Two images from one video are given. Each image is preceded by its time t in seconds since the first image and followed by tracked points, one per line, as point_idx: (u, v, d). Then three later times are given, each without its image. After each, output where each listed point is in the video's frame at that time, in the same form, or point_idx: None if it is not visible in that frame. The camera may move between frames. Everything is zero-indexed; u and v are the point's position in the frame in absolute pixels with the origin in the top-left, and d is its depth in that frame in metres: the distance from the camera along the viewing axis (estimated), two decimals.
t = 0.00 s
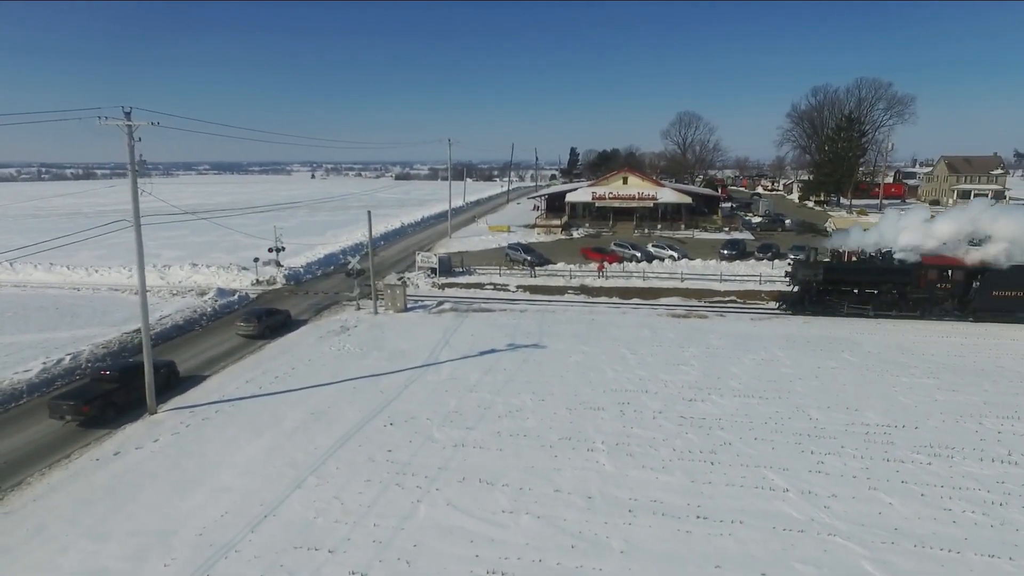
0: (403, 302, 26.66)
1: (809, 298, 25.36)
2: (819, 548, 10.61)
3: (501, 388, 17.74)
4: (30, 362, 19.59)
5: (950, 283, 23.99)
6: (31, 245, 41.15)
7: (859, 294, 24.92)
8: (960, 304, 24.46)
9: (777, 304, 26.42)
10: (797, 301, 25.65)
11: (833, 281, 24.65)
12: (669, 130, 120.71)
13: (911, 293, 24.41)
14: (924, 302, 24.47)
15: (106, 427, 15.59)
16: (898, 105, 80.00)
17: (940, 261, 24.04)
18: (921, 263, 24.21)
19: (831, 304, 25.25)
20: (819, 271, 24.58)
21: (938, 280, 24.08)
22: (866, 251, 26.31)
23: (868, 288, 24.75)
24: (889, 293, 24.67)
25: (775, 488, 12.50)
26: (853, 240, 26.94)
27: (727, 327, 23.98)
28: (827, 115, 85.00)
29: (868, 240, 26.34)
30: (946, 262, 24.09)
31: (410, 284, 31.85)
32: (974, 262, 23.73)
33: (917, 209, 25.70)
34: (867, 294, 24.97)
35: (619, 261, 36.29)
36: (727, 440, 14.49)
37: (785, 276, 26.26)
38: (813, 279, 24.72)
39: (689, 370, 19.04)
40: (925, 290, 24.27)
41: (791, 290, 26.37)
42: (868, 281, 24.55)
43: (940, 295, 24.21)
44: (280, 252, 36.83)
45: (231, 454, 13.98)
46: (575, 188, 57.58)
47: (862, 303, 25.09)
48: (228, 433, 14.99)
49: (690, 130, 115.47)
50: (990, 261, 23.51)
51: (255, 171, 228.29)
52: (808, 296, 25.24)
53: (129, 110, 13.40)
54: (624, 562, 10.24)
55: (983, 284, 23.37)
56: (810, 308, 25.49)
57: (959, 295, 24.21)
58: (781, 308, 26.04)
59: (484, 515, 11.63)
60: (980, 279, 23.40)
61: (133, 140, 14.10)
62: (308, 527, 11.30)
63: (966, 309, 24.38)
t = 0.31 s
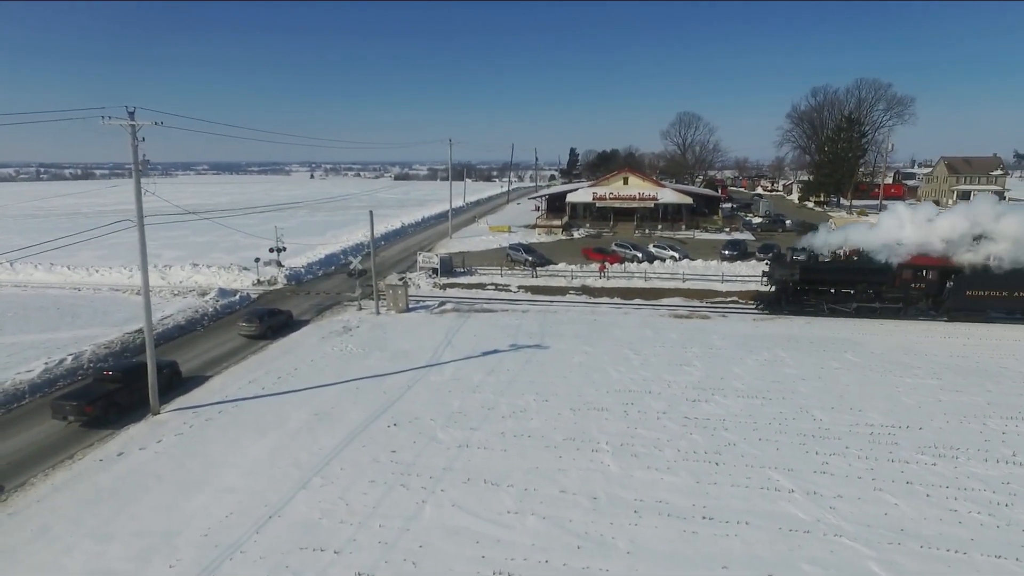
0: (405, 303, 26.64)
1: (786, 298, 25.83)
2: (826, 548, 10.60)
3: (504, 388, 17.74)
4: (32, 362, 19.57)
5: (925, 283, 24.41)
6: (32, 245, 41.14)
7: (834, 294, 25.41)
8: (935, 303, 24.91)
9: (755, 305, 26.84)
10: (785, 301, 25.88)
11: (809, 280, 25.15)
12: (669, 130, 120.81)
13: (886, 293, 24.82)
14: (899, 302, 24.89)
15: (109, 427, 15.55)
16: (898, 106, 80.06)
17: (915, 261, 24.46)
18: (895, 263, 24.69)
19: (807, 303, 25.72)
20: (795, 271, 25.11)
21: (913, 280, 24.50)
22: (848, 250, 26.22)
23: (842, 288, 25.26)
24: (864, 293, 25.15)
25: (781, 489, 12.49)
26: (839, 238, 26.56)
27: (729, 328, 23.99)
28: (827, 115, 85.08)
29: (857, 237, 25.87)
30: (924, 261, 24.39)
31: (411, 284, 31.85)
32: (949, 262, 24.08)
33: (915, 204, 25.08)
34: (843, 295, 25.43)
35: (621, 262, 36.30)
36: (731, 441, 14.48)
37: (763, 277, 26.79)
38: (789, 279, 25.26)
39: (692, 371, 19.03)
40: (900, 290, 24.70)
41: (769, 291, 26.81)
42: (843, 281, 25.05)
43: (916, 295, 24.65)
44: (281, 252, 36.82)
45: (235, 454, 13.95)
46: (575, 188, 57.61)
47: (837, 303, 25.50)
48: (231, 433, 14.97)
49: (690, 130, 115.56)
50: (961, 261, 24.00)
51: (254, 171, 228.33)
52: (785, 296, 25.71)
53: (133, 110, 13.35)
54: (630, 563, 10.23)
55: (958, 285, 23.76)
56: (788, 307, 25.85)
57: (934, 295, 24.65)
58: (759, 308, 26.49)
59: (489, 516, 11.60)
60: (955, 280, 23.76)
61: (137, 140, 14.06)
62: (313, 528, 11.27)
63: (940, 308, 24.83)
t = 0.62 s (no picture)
0: (407, 303, 26.62)
1: (767, 298, 25.92)
2: (831, 548, 10.60)
3: (506, 389, 17.72)
4: (34, 362, 19.55)
5: (903, 283, 24.64)
6: (33, 245, 41.16)
7: (815, 295, 25.45)
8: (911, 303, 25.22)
9: (737, 305, 27.06)
10: (773, 302, 25.88)
11: (789, 280, 25.27)
12: (669, 131, 120.83)
13: (865, 293, 24.89)
14: (878, 302, 25.03)
15: (112, 428, 15.53)
16: (898, 106, 80.13)
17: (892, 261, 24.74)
18: (873, 263, 24.89)
19: (788, 304, 25.75)
20: (775, 270, 25.35)
21: (891, 280, 24.67)
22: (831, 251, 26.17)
23: (823, 288, 25.27)
24: (843, 294, 25.19)
25: (785, 489, 12.48)
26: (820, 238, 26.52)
27: (731, 328, 23.98)
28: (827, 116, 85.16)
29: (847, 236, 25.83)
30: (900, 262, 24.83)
31: (412, 285, 31.83)
32: (924, 262, 24.64)
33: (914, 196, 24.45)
34: (823, 295, 25.48)
35: (622, 262, 36.29)
36: (735, 442, 14.47)
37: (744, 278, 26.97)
38: (769, 278, 25.41)
39: (694, 371, 19.02)
40: (879, 290, 24.83)
41: (751, 291, 26.92)
42: (822, 281, 25.05)
43: (893, 295, 24.85)
44: (282, 253, 36.82)
45: (238, 455, 13.93)
46: (576, 189, 57.62)
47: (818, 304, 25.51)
48: (234, 434, 14.94)
49: (690, 131, 115.64)
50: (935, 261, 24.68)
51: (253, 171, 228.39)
52: (766, 296, 25.80)
53: (136, 109, 13.34)
54: (635, 563, 10.23)
55: (933, 285, 24.06)
56: (769, 307, 25.95)
57: (911, 295, 24.93)
58: (741, 308, 26.62)
59: (493, 516, 11.59)
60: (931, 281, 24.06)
61: (140, 139, 14.05)
62: (317, 528, 11.26)
63: (917, 308, 25.10)
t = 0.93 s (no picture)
0: (409, 304, 26.60)
1: (747, 297, 26.29)
2: (837, 549, 10.60)
3: (509, 390, 17.71)
4: (37, 363, 19.55)
5: (881, 283, 24.82)
6: (35, 245, 41.21)
7: (792, 293, 25.82)
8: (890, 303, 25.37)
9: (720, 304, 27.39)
10: (755, 301, 26.26)
11: (769, 280, 25.55)
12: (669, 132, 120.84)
13: (842, 292, 25.21)
14: (855, 301, 25.35)
15: (115, 429, 15.51)
16: (898, 107, 80.22)
17: (872, 261, 24.71)
18: (854, 263, 24.84)
19: (766, 303, 26.16)
20: (755, 270, 25.59)
21: (869, 281, 24.84)
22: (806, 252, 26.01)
23: (801, 287, 25.60)
24: (821, 292, 25.54)
25: (789, 490, 12.48)
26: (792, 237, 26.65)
27: (734, 329, 23.97)
28: (827, 117, 85.19)
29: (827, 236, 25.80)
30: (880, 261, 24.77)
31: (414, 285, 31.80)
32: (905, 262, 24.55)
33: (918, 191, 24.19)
34: (801, 294, 25.83)
35: (623, 263, 36.26)
36: (738, 443, 14.47)
37: (725, 276, 27.27)
38: (749, 278, 25.73)
39: (697, 372, 19.02)
40: (857, 289, 25.08)
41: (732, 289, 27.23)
42: (800, 281, 25.37)
43: (872, 295, 25.07)
44: (283, 253, 36.78)
45: (242, 456, 13.92)
46: (576, 190, 57.61)
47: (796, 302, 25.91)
48: (238, 435, 14.93)
49: (690, 132, 115.67)
50: (915, 259, 24.67)
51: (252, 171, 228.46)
52: (745, 295, 26.16)
53: (139, 110, 13.32)
54: (641, 564, 10.22)
55: (912, 284, 24.23)
56: (747, 306, 26.37)
57: (890, 294, 25.12)
58: (722, 307, 27.07)
59: (498, 518, 11.58)
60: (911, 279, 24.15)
61: (143, 140, 14.03)
62: (322, 529, 11.26)
63: (895, 307, 25.29)
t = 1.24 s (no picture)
0: (410, 304, 26.60)
1: (725, 297, 26.51)
2: (841, 550, 10.60)
3: (511, 391, 17.69)
4: (39, 364, 19.55)
5: (856, 283, 25.00)
6: (36, 246, 41.25)
7: (769, 294, 26.01)
8: (866, 303, 25.55)
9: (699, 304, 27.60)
10: (732, 302, 26.47)
11: (745, 280, 25.83)
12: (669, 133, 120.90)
13: (818, 293, 25.37)
14: (831, 301, 25.43)
15: (118, 429, 15.51)
16: (898, 108, 80.16)
17: (846, 261, 25.00)
18: (828, 264, 25.15)
19: (744, 302, 26.36)
20: (732, 270, 25.92)
21: (844, 281, 25.06)
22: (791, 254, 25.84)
23: (777, 287, 25.78)
24: (798, 292, 25.73)
25: (793, 491, 12.48)
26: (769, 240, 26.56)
27: (735, 330, 23.95)
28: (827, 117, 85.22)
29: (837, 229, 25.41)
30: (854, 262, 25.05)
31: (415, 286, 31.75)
32: (877, 262, 24.90)
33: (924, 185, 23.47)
34: (779, 294, 26.03)
35: (624, 264, 36.23)
36: (742, 444, 14.46)
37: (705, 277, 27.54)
38: (726, 278, 26.03)
39: (699, 373, 19.00)
40: (832, 289, 25.22)
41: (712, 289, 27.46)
42: (776, 281, 25.59)
43: (847, 295, 25.21)
44: (284, 254, 36.74)
45: (245, 457, 13.92)
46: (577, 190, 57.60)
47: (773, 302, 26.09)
48: (241, 436, 14.92)
49: (691, 132, 115.64)
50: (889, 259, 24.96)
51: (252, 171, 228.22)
52: (722, 295, 26.42)
53: (143, 111, 13.34)
54: (646, 566, 10.21)
55: (887, 284, 24.39)
56: (725, 306, 26.59)
57: (865, 294, 25.28)
58: (701, 307, 27.17)
59: (503, 519, 11.57)
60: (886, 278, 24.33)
61: (147, 141, 14.04)
62: (326, 531, 11.25)
63: (870, 307, 25.46)
